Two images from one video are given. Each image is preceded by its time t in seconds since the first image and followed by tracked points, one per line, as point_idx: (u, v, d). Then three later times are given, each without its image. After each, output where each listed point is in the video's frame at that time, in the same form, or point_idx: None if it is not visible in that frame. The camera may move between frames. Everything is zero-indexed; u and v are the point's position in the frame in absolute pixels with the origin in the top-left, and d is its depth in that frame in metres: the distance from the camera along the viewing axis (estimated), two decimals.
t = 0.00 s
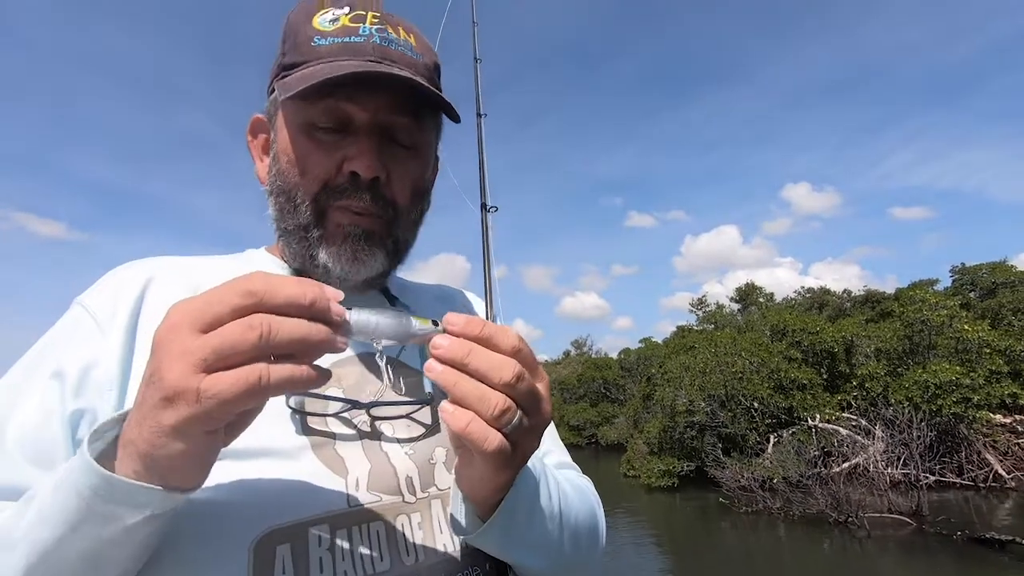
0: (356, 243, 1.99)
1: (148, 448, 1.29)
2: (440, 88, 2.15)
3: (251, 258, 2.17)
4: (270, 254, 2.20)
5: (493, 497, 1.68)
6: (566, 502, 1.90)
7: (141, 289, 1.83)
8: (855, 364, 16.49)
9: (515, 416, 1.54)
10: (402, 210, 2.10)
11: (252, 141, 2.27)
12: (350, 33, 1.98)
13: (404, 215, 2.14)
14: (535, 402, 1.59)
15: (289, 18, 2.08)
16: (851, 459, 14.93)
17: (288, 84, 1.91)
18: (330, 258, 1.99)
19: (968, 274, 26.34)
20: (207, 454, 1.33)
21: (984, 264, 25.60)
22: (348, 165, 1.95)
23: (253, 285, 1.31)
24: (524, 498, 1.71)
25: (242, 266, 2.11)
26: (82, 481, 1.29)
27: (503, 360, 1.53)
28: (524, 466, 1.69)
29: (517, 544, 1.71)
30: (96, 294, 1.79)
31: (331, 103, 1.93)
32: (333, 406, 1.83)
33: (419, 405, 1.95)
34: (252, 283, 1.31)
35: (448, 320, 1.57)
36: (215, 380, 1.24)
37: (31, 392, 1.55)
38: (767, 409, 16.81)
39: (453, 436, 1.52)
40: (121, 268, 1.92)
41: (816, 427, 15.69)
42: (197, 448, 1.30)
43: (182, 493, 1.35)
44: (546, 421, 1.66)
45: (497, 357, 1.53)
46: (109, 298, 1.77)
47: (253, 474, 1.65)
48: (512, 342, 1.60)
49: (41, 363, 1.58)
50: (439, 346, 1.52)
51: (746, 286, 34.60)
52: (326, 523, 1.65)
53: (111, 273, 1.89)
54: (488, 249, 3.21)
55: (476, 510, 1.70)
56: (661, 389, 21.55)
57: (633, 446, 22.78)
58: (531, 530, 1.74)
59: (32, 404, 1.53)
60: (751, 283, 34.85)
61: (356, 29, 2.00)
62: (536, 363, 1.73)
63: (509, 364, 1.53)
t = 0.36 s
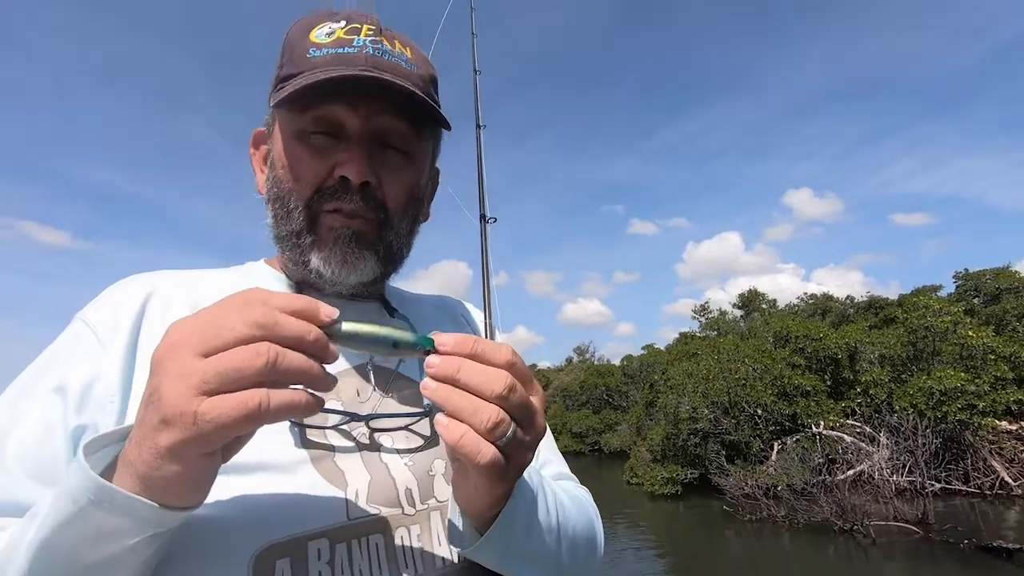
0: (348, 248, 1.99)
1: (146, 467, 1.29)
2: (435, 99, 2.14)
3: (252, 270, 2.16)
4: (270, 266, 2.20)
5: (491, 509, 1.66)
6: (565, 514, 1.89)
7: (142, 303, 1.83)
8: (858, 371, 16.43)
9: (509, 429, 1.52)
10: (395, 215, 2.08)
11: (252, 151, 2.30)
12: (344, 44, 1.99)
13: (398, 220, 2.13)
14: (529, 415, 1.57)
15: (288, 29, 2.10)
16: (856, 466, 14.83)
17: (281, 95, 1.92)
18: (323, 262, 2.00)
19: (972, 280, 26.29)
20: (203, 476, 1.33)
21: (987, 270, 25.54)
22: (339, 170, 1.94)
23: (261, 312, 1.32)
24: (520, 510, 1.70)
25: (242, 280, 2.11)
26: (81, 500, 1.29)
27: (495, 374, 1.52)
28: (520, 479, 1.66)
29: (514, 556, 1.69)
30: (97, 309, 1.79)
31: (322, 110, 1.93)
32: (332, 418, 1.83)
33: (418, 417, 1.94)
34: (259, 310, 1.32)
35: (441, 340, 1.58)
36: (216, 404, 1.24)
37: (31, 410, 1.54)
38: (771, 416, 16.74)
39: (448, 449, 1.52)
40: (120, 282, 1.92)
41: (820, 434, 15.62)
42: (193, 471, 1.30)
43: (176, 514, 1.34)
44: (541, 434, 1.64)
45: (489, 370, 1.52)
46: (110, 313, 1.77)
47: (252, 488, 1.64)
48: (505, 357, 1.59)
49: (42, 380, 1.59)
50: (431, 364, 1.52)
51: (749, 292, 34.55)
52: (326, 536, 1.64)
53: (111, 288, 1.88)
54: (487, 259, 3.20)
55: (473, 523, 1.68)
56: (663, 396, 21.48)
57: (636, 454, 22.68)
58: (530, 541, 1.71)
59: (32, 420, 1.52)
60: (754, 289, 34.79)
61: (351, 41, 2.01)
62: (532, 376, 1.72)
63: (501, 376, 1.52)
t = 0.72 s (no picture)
0: (353, 268, 1.98)
1: (140, 479, 1.27)
2: (434, 112, 2.15)
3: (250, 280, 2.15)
4: (268, 276, 2.18)
5: (490, 519, 1.64)
6: (564, 527, 1.86)
7: (140, 314, 1.81)
8: (863, 377, 16.32)
9: (512, 444, 1.50)
10: (397, 232, 2.07)
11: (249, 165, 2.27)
12: (344, 60, 1.98)
13: (400, 236, 2.11)
14: (532, 430, 1.55)
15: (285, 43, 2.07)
16: (861, 473, 14.71)
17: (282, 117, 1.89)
18: (328, 282, 2.00)
19: (977, 285, 26.16)
20: (200, 489, 1.30)
21: (993, 275, 25.43)
22: (342, 192, 1.92)
23: (251, 317, 1.30)
24: (520, 520, 1.68)
25: (241, 290, 2.09)
26: (75, 514, 1.27)
27: (502, 390, 1.50)
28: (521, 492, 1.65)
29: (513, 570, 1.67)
30: (96, 319, 1.78)
31: (324, 130, 1.90)
32: (329, 429, 1.80)
33: (414, 426, 1.92)
34: (252, 317, 1.30)
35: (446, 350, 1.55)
36: (205, 416, 1.22)
37: (29, 422, 1.53)
38: (776, 423, 16.65)
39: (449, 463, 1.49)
40: (120, 294, 1.91)
41: (825, 441, 15.51)
42: (188, 484, 1.28)
43: (172, 527, 1.32)
44: (543, 448, 1.62)
45: (495, 384, 1.50)
46: (108, 324, 1.76)
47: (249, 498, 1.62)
48: (510, 370, 1.57)
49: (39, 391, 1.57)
50: (438, 373, 1.48)
51: (752, 298, 34.45)
52: (321, 547, 1.61)
53: (111, 300, 1.87)
54: (485, 268, 3.18)
55: (472, 535, 1.66)
56: (667, 403, 21.40)
57: (640, 460, 22.57)
58: (528, 555, 1.69)
59: (29, 432, 1.50)
60: (757, 295, 34.69)
61: (350, 56, 2.00)
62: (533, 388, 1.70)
63: (507, 391, 1.50)
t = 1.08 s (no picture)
0: (354, 265, 1.97)
1: (152, 495, 1.26)
2: (440, 119, 2.13)
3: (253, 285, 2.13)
4: (273, 282, 2.17)
5: (490, 537, 1.61)
6: (563, 535, 1.85)
7: (146, 320, 1.80)
8: (869, 381, 16.24)
9: (505, 461, 1.50)
10: (399, 233, 2.06)
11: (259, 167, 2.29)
12: (350, 66, 1.96)
13: (402, 238, 2.10)
14: (524, 443, 1.54)
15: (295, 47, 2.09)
16: (868, 479, 14.62)
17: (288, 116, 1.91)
18: (328, 280, 1.98)
19: (983, 289, 26.03)
20: (211, 505, 1.30)
21: (999, 279, 25.29)
22: (344, 189, 1.92)
23: (266, 337, 1.28)
24: (521, 532, 1.66)
25: (245, 295, 2.08)
26: (88, 530, 1.26)
27: (493, 406, 1.48)
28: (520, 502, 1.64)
29: None
30: (101, 325, 1.76)
31: (328, 129, 1.91)
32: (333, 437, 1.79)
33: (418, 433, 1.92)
34: (268, 334, 1.28)
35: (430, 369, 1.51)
36: (220, 434, 1.21)
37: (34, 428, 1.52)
38: (781, 428, 16.56)
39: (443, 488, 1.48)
40: (125, 299, 1.89)
41: (830, 446, 15.42)
42: (198, 501, 1.27)
43: (181, 541, 1.31)
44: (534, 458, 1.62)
45: (485, 402, 1.48)
46: (115, 329, 1.75)
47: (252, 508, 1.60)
48: (495, 383, 1.54)
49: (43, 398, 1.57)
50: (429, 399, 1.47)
51: (757, 302, 34.34)
52: (324, 556, 1.59)
53: (115, 305, 1.86)
54: (488, 276, 3.16)
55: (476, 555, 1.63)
56: (671, 408, 21.32)
57: (644, 465, 22.47)
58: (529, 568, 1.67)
59: (34, 439, 1.50)
60: (761, 299, 34.59)
61: (357, 62, 1.98)
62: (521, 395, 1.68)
63: (500, 407, 1.49)
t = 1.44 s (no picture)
0: (396, 273, 1.94)
1: (166, 511, 1.24)
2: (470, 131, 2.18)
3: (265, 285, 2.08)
4: (283, 282, 2.12)
5: (487, 534, 1.60)
6: (572, 544, 1.82)
7: (150, 322, 1.76)
8: (874, 384, 16.14)
9: (500, 462, 1.47)
10: (434, 244, 2.07)
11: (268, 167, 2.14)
12: (389, 77, 1.99)
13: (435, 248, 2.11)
14: (530, 449, 1.51)
15: (323, 50, 2.00)
16: (873, 482, 14.53)
17: (341, 126, 1.85)
18: (371, 285, 1.93)
19: (989, 290, 25.88)
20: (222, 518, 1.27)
21: (1005, 280, 25.15)
22: (396, 201, 1.90)
23: (284, 351, 1.26)
24: (523, 537, 1.63)
25: (254, 294, 2.04)
26: (104, 547, 1.26)
27: (499, 411, 1.45)
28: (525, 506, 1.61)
29: None
30: (107, 324, 1.74)
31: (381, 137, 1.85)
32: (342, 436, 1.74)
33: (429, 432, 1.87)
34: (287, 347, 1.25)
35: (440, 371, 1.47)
36: (239, 449, 1.19)
37: (41, 428, 1.53)
38: (785, 430, 16.48)
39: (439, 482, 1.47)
40: (133, 298, 1.87)
41: (835, 449, 15.33)
42: (212, 516, 1.25)
43: (192, 554, 1.28)
44: (540, 466, 1.58)
45: (492, 405, 1.46)
46: (119, 331, 1.72)
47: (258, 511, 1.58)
48: (507, 389, 1.52)
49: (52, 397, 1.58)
50: (434, 400, 1.44)
51: (760, 304, 34.24)
52: (330, 560, 1.58)
53: (122, 303, 1.83)
54: (496, 279, 3.14)
55: (478, 552, 1.63)
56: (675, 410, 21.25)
57: (648, 468, 22.41)
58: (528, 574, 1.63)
59: (40, 440, 1.51)
60: (765, 301, 34.49)
61: (395, 73, 2.01)
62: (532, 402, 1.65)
63: (507, 412, 1.46)
